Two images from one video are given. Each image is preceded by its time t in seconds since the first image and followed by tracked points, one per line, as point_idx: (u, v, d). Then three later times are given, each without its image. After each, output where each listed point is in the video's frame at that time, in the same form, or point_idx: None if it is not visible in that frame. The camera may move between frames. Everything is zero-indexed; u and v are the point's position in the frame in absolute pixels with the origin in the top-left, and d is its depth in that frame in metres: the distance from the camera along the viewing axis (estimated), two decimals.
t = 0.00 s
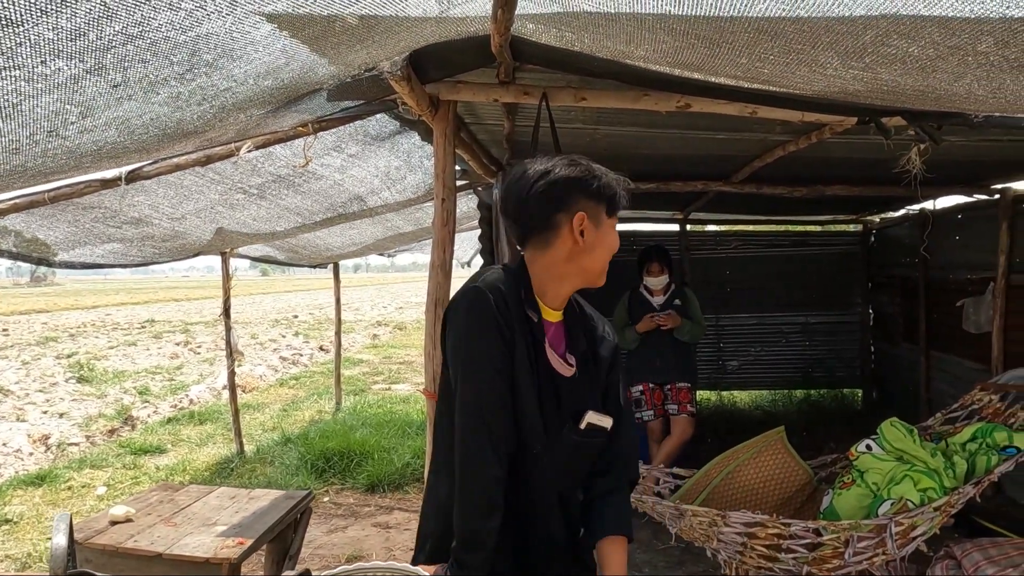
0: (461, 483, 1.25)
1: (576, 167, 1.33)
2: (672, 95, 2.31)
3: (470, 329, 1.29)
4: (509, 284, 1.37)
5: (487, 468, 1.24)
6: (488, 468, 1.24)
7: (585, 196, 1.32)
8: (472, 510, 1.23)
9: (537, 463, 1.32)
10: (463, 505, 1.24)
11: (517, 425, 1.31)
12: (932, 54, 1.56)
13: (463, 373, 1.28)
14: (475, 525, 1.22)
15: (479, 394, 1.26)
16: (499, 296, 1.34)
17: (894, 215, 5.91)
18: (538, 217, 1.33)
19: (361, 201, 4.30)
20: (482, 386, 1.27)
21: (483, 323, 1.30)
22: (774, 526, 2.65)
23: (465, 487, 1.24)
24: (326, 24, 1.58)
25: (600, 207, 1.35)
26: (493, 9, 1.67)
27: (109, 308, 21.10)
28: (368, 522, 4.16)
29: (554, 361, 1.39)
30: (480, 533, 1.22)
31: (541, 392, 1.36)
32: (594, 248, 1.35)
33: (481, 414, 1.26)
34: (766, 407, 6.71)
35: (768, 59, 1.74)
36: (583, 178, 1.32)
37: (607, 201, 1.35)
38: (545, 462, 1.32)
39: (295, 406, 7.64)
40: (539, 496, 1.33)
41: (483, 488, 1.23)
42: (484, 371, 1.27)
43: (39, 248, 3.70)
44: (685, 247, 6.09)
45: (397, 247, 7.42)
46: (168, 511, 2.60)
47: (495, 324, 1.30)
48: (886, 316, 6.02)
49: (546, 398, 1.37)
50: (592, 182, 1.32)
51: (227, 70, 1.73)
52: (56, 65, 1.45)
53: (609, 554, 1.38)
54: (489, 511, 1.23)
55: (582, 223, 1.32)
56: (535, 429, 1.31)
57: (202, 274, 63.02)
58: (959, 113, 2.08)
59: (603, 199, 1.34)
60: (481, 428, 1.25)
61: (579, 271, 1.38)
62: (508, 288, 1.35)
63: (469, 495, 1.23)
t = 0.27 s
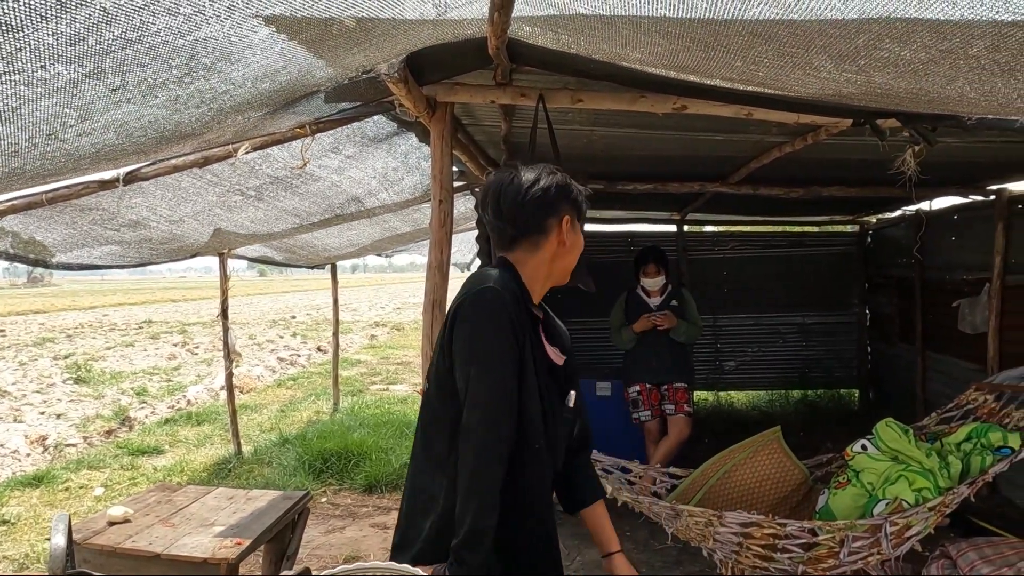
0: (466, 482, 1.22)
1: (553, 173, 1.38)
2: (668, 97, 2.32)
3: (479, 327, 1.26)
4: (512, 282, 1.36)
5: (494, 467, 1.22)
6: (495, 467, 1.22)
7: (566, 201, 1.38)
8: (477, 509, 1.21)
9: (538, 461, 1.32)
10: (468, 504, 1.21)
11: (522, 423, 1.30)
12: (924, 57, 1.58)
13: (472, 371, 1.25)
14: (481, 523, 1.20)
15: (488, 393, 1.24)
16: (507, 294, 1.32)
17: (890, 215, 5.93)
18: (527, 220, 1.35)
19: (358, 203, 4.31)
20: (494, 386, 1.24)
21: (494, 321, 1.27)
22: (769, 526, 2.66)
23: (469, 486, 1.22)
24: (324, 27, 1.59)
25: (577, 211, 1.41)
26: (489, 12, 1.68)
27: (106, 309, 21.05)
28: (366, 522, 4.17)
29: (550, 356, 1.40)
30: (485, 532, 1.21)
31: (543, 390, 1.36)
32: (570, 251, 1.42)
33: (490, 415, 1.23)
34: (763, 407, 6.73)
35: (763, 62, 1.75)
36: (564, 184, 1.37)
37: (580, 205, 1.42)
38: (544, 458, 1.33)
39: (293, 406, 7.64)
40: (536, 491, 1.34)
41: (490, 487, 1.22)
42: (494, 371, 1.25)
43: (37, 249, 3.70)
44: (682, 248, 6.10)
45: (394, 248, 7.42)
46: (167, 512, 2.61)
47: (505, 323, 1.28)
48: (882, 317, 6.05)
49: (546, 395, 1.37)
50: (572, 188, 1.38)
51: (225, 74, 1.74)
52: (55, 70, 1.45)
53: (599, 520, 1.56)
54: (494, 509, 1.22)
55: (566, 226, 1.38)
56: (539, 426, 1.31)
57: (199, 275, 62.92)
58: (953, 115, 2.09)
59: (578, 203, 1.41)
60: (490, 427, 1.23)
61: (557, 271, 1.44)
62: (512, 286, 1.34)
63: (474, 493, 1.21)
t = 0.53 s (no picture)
0: (465, 477, 1.23)
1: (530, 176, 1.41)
2: (665, 98, 2.33)
3: (474, 323, 1.28)
4: (504, 281, 1.36)
5: (493, 460, 1.24)
6: (494, 460, 1.24)
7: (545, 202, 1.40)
8: (478, 503, 1.22)
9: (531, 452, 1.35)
10: (469, 498, 1.22)
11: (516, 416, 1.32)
12: (919, 59, 1.59)
13: (469, 368, 1.26)
14: (482, 517, 1.22)
15: (485, 388, 1.25)
16: (499, 291, 1.33)
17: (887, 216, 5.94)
18: (510, 222, 1.38)
19: (356, 204, 4.31)
20: (490, 381, 1.25)
21: (488, 318, 1.28)
22: (766, 526, 2.67)
23: (469, 481, 1.23)
24: (323, 28, 1.59)
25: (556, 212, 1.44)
26: (488, 13, 1.69)
27: (103, 310, 21.01)
28: (364, 523, 4.17)
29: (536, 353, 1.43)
30: (487, 525, 1.22)
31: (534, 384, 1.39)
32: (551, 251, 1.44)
33: (488, 410, 1.24)
34: (760, 408, 6.74)
35: (760, 63, 1.76)
36: (541, 186, 1.40)
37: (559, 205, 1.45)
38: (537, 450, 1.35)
39: (291, 407, 7.63)
40: (530, 481, 1.37)
41: (490, 480, 1.23)
42: (490, 366, 1.26)
43: (34, 250, 3.70)
44: (680, 249, 6.11)
45: (392, 249, 7.42)
46: (164, 512, 2.61)
47: (499, 319, 1.29)
48: (879, 317, 6.06)
49: (537, 389, 1.40)
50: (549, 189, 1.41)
51: (224, 75, 1.74)
52: (55, 72, 1.46)
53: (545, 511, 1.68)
54: (494, 502, 1.24)
55: (547, 225, 1.41)
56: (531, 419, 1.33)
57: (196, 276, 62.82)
58: (949, 116, 2.10)
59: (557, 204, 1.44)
60: (488, 422, 1.24)
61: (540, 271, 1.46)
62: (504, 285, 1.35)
63: (474, 487, 1.22)
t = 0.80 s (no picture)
0: (468, 477, 1.23)
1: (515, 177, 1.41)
2: (661, 99, 2.32)
3: (474, 323, 1.27)
4: (497, 281, 1.36)
5: (494, 459, 1.24)
6: (495, 459, 1.24)
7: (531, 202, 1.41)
8: (480, 502, 1.22)
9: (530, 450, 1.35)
10: (471, 497, 1.22)
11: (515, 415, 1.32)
12: (914, 59, 1.59)
13: (469, 367, 1.25)
14: (485, 516, 1.22)
15: (486, 388, 1.25)
16: (496, 291, 1.33)
17: (884, 217, 5.95)
18: (498, 223, 1.38)
19: (353, 205, 4.31)
20: (491, 379, 1.25)
21: (487, 317, 1.28)
22: (763, 527, 2.66)
23: (471, 480, 1.22)
24: (318, 28, 1.59)
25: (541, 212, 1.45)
26: (483, 14, 1.69)
27: (100, 310, 20.96)
28: (360, 524, 4.16)
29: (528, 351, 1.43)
30: (490, 524, 1.22)
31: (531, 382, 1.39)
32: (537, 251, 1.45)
33: (489, 409, 1.24)
34: (757, 409, 6.74)
35: (755, 63, 1.76)
36: (526, 187, 1.41)
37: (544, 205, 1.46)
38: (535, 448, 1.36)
39: (288, 408, 7.61)
40: (529, 479, 1.37)
41: (491, 479, 1.23)
42: (490, 366, 1.26)
43: (30, 250, 3.69)
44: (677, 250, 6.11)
45: (389, 249, 7.41)
46: (159, 514, 2.60)
47: (497, 318, 1.29)
48: (876, 318, 6.07)
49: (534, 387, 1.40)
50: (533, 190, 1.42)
51: (218, 75, 1.74)
52: (47, 71, 1.45)
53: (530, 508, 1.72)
54: (496, 501, 1.24)
55: (534, 225, 1.41)
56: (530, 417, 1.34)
57: (194, 276, 62.71)
58: (946, 117, 2.10)
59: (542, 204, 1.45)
60: (489, 421, 1.24)
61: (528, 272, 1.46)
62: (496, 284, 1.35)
63: (476, 486, 1.22)
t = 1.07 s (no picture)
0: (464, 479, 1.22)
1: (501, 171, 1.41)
2: (659, 98, 2.32)
3: (464, 324, 1.26)
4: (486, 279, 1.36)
5: (490, 460, 1.23)
6: (491, 459, 1.23)
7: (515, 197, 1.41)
8: (479, 502, 1.21)
9: (525, 449, 1.35)
10: (468, 499, 1.21)
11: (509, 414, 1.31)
12: (912, 57, 1.59)
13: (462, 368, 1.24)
14: (484, 516, 1.21)
15: (479, 388, 1.24)
16: (486, 291, 1.32)
17: (882, 217, 5.96)
18: (477, 219, 1.39)
19: (350, 205, 4.30)
20: (484, 379, 1.25)
21: (477, 317, 1.27)
22: (761, 526, 2.66)
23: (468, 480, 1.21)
24: (314, 25, 1.58)
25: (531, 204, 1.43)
26: (480, 11, 1.68)
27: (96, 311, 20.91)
28: (357, 525, 4.15)
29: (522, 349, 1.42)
30: (490, 524, 1.22)
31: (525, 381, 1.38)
32: (528, 244, 1.43)
33: (483, 410, 1.23)
34: (755, 409, 6.75)
35: (753, 61, 1.75)
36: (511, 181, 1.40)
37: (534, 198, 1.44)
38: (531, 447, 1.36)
39: (285, 409, 7.59)
40: (526, 478, 1.36)
41: (488, 481, 1.22)
42: (482, 366, 1.25)
43: (25, 250, 3.67)
44: (675, 250, 6.11)
45: (387, 249, 7.40)
46: (155, 514, 2.58)
47: (487, 318, 1.28)
48: (874, 318, 6.07)
49: (527, 386, 1.39)
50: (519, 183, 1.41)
51: (214, 73, 1.73)
52: (41, 67, 1.44)
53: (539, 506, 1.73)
54: (492, 502, 1.23)
55: (519, 219, 1.40)
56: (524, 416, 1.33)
57: (191, 277, 62.60)
58: (944, 116, 2.09)
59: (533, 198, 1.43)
60: (482, 422, 1.23)
61: (520, 265, 1.45)
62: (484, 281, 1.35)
63: (473, 488, 1.22)
